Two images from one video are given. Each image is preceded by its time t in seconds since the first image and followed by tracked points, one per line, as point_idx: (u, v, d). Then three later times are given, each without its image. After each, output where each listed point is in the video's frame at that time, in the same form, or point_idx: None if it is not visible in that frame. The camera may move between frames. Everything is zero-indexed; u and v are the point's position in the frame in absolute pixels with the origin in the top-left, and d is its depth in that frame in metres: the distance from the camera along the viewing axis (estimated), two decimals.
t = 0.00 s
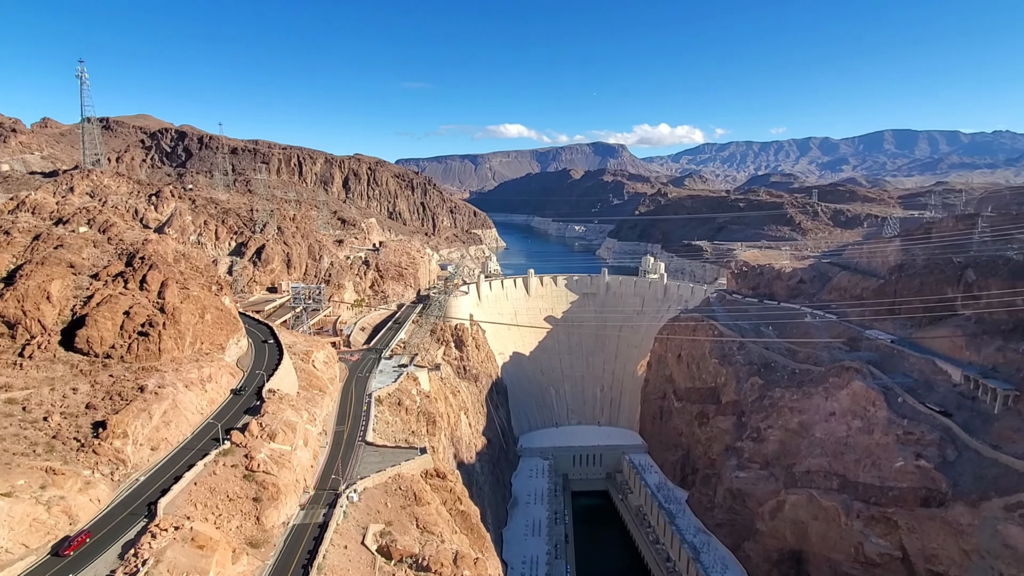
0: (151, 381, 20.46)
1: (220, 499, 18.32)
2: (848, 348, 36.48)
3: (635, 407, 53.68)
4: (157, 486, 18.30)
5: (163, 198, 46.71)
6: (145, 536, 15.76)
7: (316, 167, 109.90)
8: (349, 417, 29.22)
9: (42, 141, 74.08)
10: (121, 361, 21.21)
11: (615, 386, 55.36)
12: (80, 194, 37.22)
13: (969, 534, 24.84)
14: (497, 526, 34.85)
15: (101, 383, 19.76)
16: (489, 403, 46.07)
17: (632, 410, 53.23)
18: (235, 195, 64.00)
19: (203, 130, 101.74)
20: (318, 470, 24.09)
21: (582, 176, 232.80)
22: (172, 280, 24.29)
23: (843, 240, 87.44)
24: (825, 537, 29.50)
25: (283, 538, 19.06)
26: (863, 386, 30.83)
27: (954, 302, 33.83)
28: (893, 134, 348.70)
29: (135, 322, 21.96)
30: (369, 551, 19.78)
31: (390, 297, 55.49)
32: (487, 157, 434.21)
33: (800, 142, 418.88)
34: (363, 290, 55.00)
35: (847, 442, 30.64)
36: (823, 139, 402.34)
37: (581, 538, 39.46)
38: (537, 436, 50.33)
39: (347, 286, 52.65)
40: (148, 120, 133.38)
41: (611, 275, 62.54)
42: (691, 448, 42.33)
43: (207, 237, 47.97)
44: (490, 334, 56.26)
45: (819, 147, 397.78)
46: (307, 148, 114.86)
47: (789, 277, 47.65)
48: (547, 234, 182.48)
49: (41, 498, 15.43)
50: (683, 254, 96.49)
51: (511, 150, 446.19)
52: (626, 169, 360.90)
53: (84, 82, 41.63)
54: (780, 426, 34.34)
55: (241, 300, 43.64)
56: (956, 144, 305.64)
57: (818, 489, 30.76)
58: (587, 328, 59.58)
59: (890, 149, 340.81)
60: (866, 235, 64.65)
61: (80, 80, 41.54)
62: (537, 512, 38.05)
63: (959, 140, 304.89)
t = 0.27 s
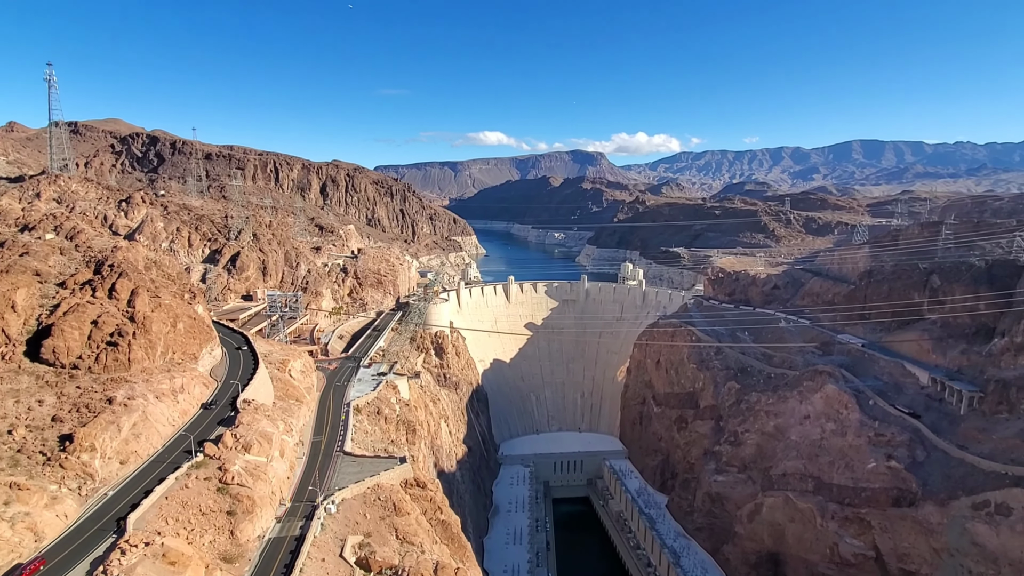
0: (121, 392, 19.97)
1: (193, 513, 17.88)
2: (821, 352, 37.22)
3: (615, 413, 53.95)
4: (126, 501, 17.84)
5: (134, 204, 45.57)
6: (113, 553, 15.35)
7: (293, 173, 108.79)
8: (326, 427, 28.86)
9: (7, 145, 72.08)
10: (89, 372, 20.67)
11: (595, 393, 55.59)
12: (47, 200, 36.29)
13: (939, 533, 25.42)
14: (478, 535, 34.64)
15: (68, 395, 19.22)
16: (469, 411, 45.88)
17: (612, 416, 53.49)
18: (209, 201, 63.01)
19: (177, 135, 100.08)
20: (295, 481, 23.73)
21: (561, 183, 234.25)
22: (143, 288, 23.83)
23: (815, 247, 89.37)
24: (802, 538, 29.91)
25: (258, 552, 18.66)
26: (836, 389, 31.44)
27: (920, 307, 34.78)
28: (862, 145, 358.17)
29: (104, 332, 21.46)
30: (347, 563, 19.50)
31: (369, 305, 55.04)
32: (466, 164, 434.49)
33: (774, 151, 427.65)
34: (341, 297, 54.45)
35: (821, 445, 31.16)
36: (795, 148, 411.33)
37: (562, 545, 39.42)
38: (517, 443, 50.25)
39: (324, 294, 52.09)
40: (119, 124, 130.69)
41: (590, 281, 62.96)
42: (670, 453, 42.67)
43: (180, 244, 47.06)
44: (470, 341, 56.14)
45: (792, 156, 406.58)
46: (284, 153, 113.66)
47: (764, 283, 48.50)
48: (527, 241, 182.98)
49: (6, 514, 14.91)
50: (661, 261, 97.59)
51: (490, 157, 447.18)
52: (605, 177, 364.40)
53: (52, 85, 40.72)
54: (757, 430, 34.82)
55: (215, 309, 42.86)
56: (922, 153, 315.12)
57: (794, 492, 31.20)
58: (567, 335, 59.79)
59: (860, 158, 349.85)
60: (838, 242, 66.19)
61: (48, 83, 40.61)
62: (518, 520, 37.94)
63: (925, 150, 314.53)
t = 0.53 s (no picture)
0: (91, 403, 19.50)
1: (166, 527, 17.49)
2: (798, 355, 37.85)
3: (597, 418, 54.14)
4: (97, 515, 17.41)
5: (105, 210, 44.95)
6: (84, 569, 14.96)
7: (272, 178, 107.56)
8: (306, 436, 28.50)
9: None
10: (58, 382, 20.14)
11: (577, 398, 55.74)
12: (14, 205, 35.36)
13: (912, 531, 25.95)
14: (461, 543, 34.43)
15: (36, 407, 18.70)
16: (451, 418, 45.67)
17: (595, 421, 53.66)
18: (184, 207, 61.97)
19: (151, 139, 98.38)
20: (273, 492, 23.38)
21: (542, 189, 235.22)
22: (114, 296, 23.36)
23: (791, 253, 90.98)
24: (781, 539, 30.28)
25: (235, 566, 18.31)
26: (812, 391, 31.98)
27: (892, 310, 35.59)
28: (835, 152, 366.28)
29: (73, 341, 20.97)
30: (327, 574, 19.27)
31: (349, 311, 54.56)
32: (447, 170, 434.05)
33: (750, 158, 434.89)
34: (320, 304, 53.88)
35: (799, 446, 31.63)
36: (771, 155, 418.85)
37: (545, 551, 39.38)
38: (500, 450, 50.12)
39: (303, 300, 51.52)
40: (90, 128, 127.92)
41: (572, 287, 63.23)
42: (652, 457, 42.95)
43: (153, 250, 46.17)
44: (452, 348, 55.96)
45: (767, 163, 413.90)
46: (262, 159, 112.36)
47: (742, 287, 49.20)
48: (508, 247, 183.15)
49: None
50: (641, 267, 98.45)
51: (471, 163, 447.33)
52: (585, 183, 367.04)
53: (20, 88, 39.79)
54: (736, 433, 35.24)
55: (190, 317, 42.09)
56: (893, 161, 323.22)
57: (773, 493, 31.60)
58: (549, 340, 59.91)
59: (833, 165, 357.57)
60: (813, 247, 67.45)
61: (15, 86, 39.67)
62: (501, 527, 37.82)
63: (895, 158, 322.63)
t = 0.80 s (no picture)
0: (68, 412, 19.14)
1: (146, 538, 17.16)
2: (781, 358, 38.27)
3: (584, 422, 54.22)
4: (74, 527, 17.04)
5: (83, 214, 44.00)
6: None
7: (255, 183, 106.61)
8: (290, 444, 28.18)
9: None
10: (33, 391, 19.75)
11: (564, 402, 55.78)
12: None
13: (893, 531, 26.29)
14: (448, 550, 34.20)
15: (10, 416, 18.31)
16: (438, 424, 45.47)
17: (581, 425, 53.71)
18: (166, 212, 61.17)
19: (131, 143, 97.08)
20: (256, 502, 23.07)
21: (528, 194, 235.73)
22: (92, 302, 23.03)
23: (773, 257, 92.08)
24: (765, 541, 30.52)
25: None
26: (795, 394, 32.35)
27: (871, 313, 36.16)
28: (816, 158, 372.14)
29: (50, 348, 20.61)
30: None
31: (334, 317, 54.17)
32: (433, 175, 433.51)
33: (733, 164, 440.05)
34: (304, 309, 53.42)
35: (782, 448, 31.93)
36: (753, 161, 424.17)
37: (533, 557, 39.28)
38: (487, 455, 49.94)
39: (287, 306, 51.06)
40: (68, 132, 125.79)
41: (558, 291, 63.40)
42: (638, 460, 43.11)
43: (133, 256, 45.51)
44: (438, 353, 55.78)
45: (750, 168, 419.36)
46: (245, 163, 111.33)
47: (726, 291, 49.67)
48: (494, 252, 183.12)
49: None
50: (626, 271, 98.98)
51: (457, 168, 447.22)
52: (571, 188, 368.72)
53: None
54: (721, 436, 35.51)
55: (171, 323, 41.50)
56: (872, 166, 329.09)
57: (757, 495, 31.84)
58: (535, 344, 59.96)
59: (814, 171, 363.14)
60: (795, 251, 68.35)
61: None
62: (488, 533, 37.68)
63: (874, 163, 328.51)
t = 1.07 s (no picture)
0: (49, 420, 18.82)
1: (129, 548, 16.88)
2: (767, 360, 38.60)
3: (573, 425, 54.26)
4: (55, 537, 16.74)
5: (64, 219, 43.22)
6: None
7: (241, 187, 105.79)
8: (276, 451, 27.91)
9: None
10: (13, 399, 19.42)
11: (553, 406, 55.79)
12: None
13: (879, 531, 26.56)
14: (437, 556, 34.03)
15: None
16: (427, 429, 45.28)
17: (571, 429, 53.75)
18: (150, 216, 60.48)
19: (114, 147, 95.96)
20: (242, 510, 22.81)
21: (517, 198, 236.08)
22: (74, 308, 22.70)
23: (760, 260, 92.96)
24: (754, 542, 30.70)
25: None
26: (782, 395, 32.62)
27: (856, 315, 36.59)
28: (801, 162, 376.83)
29: (30, 356, 20.29)
30: None
31: (321, 322, 53.82)
32: (421, 179, 432.91)
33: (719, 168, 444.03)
34: (292, 314, 53.03)
35: (770, 450, 32.17)
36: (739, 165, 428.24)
37: (523, 562, 39.18)
38: (476, 460, 49.80)
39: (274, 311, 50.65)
40: (50, 135, 124.03)
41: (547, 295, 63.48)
42: (628, 463, 43.23)
43: (116, 261, 44.94)
44: (427, 358, 55.59)
45: (736, 173, 423.43)
46: (231, 167, 110.39)
47: (713, 295, 50.04)
48: (483, 256, 183.00)
49: None
50: (615, 275, 99.39)
51: (445, 172, 446.94)
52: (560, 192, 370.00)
53: None
54: (709, 438, 35.72)
55: (155, 329, 40.99)
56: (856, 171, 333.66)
57: (746, 496, 32.02)
58: (525, 349, 59.95)
59: (799, 175, 367.48)
60: (780, 255, 69.05)
61: None
62: (479, 538, 37.54)
63: (858, 168, 333.20)
